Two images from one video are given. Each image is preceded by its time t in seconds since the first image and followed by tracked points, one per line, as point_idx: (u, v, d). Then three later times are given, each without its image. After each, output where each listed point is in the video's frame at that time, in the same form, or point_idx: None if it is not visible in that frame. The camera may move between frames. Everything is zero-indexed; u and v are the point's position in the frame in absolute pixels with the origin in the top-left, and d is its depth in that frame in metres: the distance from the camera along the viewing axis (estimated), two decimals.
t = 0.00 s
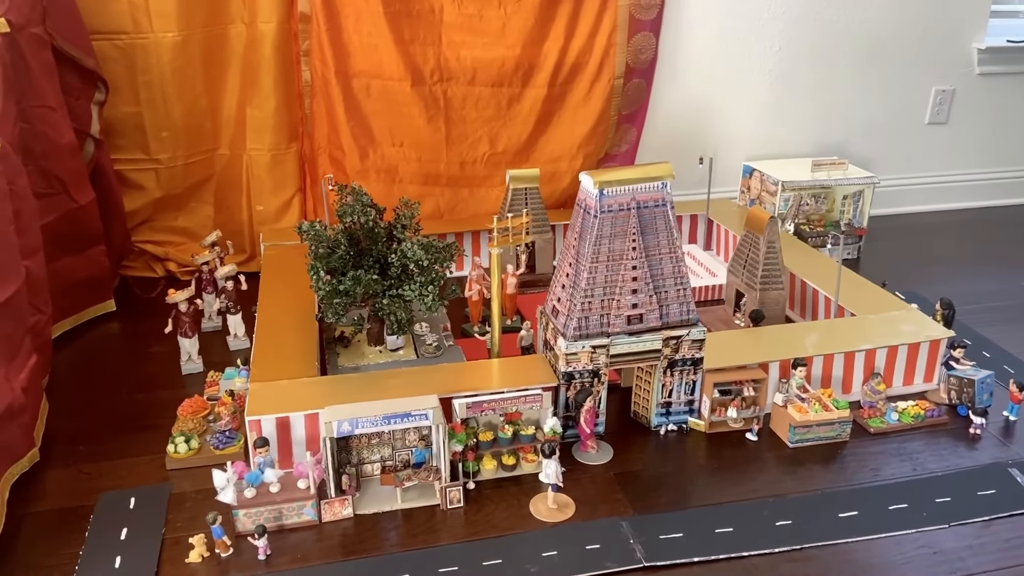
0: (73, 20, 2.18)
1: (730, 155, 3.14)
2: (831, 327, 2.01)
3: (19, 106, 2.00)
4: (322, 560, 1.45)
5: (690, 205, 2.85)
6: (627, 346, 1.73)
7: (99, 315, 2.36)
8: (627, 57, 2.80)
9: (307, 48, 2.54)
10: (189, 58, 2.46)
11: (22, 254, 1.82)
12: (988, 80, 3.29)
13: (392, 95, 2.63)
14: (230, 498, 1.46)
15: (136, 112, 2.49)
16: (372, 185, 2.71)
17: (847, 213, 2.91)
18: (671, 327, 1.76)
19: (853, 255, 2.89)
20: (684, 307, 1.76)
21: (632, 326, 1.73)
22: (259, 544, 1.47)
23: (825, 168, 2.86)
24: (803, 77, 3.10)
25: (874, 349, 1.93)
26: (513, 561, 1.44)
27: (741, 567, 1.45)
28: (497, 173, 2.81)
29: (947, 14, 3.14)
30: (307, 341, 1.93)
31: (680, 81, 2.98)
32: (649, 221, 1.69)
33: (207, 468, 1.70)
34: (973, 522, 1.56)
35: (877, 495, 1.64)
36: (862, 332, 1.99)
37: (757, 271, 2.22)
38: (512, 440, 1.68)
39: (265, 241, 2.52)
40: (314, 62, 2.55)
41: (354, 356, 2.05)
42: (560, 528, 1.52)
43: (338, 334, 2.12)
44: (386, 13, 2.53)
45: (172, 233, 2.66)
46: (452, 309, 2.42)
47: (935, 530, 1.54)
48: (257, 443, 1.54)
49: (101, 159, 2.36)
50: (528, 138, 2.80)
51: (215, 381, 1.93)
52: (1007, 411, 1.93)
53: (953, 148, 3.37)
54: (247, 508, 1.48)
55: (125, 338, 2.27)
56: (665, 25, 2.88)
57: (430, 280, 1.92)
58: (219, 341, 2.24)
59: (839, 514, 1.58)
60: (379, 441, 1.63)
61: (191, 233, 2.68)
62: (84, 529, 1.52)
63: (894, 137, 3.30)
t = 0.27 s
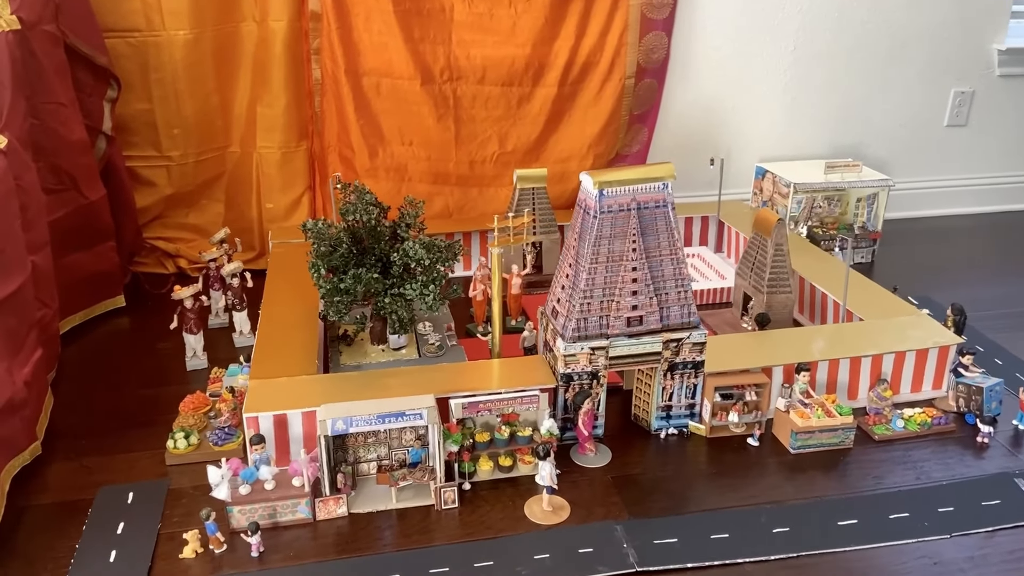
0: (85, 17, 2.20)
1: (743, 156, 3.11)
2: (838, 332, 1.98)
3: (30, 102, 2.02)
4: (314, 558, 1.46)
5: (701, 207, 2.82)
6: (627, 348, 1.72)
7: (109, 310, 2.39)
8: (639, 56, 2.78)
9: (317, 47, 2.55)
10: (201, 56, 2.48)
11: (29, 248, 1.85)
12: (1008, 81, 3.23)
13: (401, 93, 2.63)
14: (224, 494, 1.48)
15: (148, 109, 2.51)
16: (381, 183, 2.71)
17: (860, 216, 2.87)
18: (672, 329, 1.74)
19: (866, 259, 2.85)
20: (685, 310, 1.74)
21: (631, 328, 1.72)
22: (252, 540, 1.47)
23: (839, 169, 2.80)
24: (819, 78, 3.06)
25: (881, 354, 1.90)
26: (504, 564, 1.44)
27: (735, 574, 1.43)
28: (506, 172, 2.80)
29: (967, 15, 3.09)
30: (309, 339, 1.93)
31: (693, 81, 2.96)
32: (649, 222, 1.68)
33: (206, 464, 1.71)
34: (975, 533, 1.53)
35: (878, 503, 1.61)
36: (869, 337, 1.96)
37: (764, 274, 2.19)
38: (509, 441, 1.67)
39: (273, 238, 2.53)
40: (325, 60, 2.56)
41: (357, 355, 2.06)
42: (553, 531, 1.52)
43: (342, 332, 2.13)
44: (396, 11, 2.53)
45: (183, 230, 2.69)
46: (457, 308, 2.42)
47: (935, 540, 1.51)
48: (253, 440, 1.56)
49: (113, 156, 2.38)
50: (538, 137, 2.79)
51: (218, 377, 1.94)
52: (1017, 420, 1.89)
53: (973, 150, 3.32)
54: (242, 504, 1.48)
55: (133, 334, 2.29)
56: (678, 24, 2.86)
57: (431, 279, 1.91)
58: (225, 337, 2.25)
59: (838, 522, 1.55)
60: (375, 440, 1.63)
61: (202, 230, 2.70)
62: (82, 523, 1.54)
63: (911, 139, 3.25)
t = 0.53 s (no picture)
0: (97, 16, 2.21)
1: (754, 157, 3.07)
2: (843, 337, 1.95)
3: (39, 101, 2.04)
4: (305, 557, 1.46)
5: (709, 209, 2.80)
6: (625, 352, 1.71)
7: (117, 306, 2.40)
8: (649, 56, 2.76)
9: (326, 46, 2.54)
10: (211, 55, 2.49)
11: (35, 245, 1.86)
12: None
13: (409, 93, 2.63)
14: (218, 492, 1.47)
15: (158, 107, 2.52)
16: (388, 182, 2.72)
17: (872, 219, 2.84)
18: (671, 333, 1.72)
19: (878, 263, 2.81)
20: (685, 313, 1.72)
21: (630, 331, 1.70)
22: (244, 538, 1.48)
23: (851, 173, 2.77)
24: (833, 79, 3.01)
25: (887, 361, 1.87)
26: (494, 567, 1.43)
27: None
28: (513, 172, 2.80)
29: (987, 15, 3.03)
30: (309, 337, 1.94)
31: (705, 82, 2.93)
32: (649, 225, 1.66)
33: (204, 460, 1.72)
34: (975, 545, 1.50)
35: (877, 513, 1.58)
36: (874, 342, 1.93)
37: (770, 277, 2.16)
38: (503, 443, 1.67)
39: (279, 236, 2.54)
40: (334, 59, 2.56)
41: (357, 354, 2.06)
42: (545, 535, 1.51)
43: (343, 331, 2.14)
44: (405, 11, 2.53)
45: (192, 227, 2.70)
46: (461, 308, 2.42)
47: (934, 551, 1.49)
48: (248, 437, 1.56)
49: (123, 154, 2.39)
50: (546, 137, 2.78)
51: (219, 375, 1.95)
52: None
53: (991, 153, 3.26)
54: (235, 502, 1.49)
55: (139, 329, 2.31)
56: (690, 24, 2.82)
57: (431, 279, 1.91)
58: (229, 334, 2.27)
59: (835, 530, 1.53)
60: (370, 440, 1.63)
61: (210, 227, 2.72)
62: (79, 517, 1.55)
63: (928, 142, 3.20)
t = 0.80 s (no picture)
0: (105, 15, 2.23)
1: (764, 159, 3.04)
2: (846, 343, 1.92)
3: (45, 99, 2.06)
4: (293, 556, 1.46)
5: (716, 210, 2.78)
6: (619, 355, 1.69)
7: (122, 302, 2.42)
8: (657, 57, 2.74)
9: (333, 46, 2.54)
10: (219, 54, 2.50)
11: (37, 242, 1.87)
12: None
13: (415, 92, 2.62)
14: (208, 489, 1.48)
15: (166, 105, 2.54)
16: (394, 181, 2.71)
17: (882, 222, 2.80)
18: (667, 337, 1.71)
19: (887, 266, 2.78)
20: (681, 317, 1.70)
21: (625, 334, 1.69)
22: (233, 536, 1.49)
23: (861, 175, 2.73)
24: (846, 81, 2.98)
25: (888, 367, 1.84)
26: (480, 570, 1.43)
27: None
28: (519, 172, 2.79)
29: (1005, 17, 2.98)
30: (307, 335, 1.94)
31: (714, 83, 2.90)
32: (645, 228, 1.63)
33: (198, 457, 1.73)
34: (971, 557, 1.47)
35: (872, 522, 1.56)
36: (877, 348, 1.90)
37: (773, 280, 2.14)
38: (496, 445, 1.66)
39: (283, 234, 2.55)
40: (341, 60, 2.56)
41: (356, 353, 2.07)
42: (534, 538, 1.50)
43: (342, 330, 2.14)
44: (411, 10, 2.52)
45: (199, 224, 2.72)
46: (463, 308, 2.41)
47: (928, 563, 1.46)
48: (240, 435, 1.55)
49: (130, 151, 2.41)
50: (552, 137, 2.76)
51: (219, 371, 1.96)
52: None
53: (1007, 157, 3.21)
54: (224, 500, 1.49)
55: (143, 325, 2.33)
56: (700, 25, 2.80)
57: (429, 279, 1.91)
58: (230, 330, 2.28)
59: (828, 539, 1.51)
60: (361, 439, 1.63)
61: (217, 224, 2.73)
62: (73, 511, 1.57)
63: (942, 145, 3.15)
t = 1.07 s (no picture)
0: (111, 14, 2.24)
1: (770, 160, 3.02)
2: (845, 347, 1.90)
3: (49, 97, 2.08)
4: (276, 555, 1.47)
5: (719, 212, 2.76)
6: (610, 357, 1.68)
7: (124, 297, 2.44)
8: (661, 57, 2.72)
9: (337, 45, 2.55)
10: (224, 54, 2.51)
11: (35, 238, 1.89)
12: None
13: (418, 92, 2.62)
14: (194, 486, 1.49)
15: (171, 103, 2.55)
16: (396, 179, 2.71)
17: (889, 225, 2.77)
18: (659, 339, 1.69)
19: (893, 270, 2.74)
20: (673, 320, 1.69)
21: (616, 336, 1.68)
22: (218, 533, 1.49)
23: (866, 177, 2.73)
24: (854, 82, 2.94)
25: (885, 373, 1.81)
26: (462, 572, 1.42)
27: None
28: (522, 172, 2.78)
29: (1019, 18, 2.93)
30: (301, 333, 1.95)
31: (719, 83, 2.88)
32: (636, 230, 1.62)
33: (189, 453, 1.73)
34: (963, 568, 1.45)
35: (862, 530, 1.54)
36: (874, 352, 1.87)
37: (772, 282, 2.11)
38: (484, 445, 1.66)
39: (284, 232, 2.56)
40: (344, 59, 2.56)
41: (351, 351, 2.07)
42: (518, 540, 1.49)
43: (338, 328, 2.14)
44: (414, 10, 2.52)
45: (203, 222, 2.73)
46: (461, 308, 2.41)
47: (918, 572, 1.44)
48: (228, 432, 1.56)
49: (135, 149, 2.42)
50: (555, 137, 2.75)
51: (214, 368, 1.97)
52: None
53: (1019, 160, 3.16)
54: (210, 497, 1.50)
55: (143, 321, 2.35)
56: (706, 26, 2.78)
57: (423, 279, 1.90)
58: (229, 327, 2.29)
59: (816, 547, 1.49)
60: (350, 438, 1.64)
61: (221, 222, 2.75)
62: (62, 505, 1.58)
63: (953, 147, 3.11)
